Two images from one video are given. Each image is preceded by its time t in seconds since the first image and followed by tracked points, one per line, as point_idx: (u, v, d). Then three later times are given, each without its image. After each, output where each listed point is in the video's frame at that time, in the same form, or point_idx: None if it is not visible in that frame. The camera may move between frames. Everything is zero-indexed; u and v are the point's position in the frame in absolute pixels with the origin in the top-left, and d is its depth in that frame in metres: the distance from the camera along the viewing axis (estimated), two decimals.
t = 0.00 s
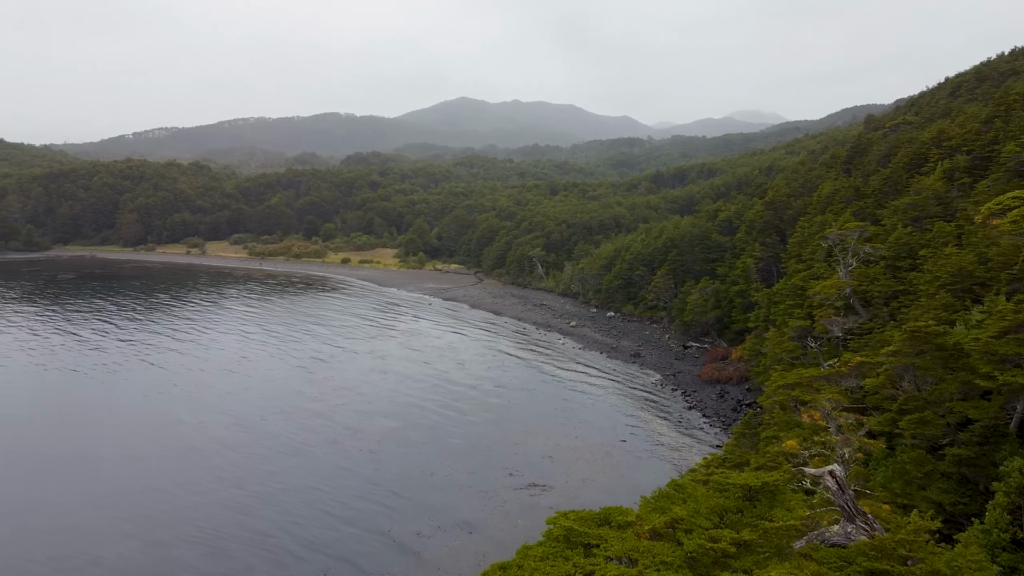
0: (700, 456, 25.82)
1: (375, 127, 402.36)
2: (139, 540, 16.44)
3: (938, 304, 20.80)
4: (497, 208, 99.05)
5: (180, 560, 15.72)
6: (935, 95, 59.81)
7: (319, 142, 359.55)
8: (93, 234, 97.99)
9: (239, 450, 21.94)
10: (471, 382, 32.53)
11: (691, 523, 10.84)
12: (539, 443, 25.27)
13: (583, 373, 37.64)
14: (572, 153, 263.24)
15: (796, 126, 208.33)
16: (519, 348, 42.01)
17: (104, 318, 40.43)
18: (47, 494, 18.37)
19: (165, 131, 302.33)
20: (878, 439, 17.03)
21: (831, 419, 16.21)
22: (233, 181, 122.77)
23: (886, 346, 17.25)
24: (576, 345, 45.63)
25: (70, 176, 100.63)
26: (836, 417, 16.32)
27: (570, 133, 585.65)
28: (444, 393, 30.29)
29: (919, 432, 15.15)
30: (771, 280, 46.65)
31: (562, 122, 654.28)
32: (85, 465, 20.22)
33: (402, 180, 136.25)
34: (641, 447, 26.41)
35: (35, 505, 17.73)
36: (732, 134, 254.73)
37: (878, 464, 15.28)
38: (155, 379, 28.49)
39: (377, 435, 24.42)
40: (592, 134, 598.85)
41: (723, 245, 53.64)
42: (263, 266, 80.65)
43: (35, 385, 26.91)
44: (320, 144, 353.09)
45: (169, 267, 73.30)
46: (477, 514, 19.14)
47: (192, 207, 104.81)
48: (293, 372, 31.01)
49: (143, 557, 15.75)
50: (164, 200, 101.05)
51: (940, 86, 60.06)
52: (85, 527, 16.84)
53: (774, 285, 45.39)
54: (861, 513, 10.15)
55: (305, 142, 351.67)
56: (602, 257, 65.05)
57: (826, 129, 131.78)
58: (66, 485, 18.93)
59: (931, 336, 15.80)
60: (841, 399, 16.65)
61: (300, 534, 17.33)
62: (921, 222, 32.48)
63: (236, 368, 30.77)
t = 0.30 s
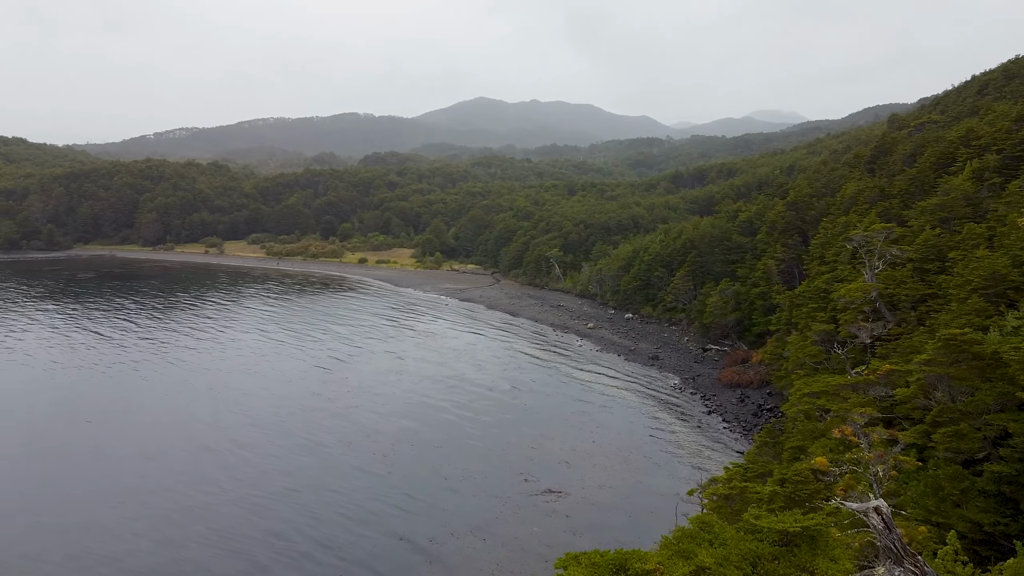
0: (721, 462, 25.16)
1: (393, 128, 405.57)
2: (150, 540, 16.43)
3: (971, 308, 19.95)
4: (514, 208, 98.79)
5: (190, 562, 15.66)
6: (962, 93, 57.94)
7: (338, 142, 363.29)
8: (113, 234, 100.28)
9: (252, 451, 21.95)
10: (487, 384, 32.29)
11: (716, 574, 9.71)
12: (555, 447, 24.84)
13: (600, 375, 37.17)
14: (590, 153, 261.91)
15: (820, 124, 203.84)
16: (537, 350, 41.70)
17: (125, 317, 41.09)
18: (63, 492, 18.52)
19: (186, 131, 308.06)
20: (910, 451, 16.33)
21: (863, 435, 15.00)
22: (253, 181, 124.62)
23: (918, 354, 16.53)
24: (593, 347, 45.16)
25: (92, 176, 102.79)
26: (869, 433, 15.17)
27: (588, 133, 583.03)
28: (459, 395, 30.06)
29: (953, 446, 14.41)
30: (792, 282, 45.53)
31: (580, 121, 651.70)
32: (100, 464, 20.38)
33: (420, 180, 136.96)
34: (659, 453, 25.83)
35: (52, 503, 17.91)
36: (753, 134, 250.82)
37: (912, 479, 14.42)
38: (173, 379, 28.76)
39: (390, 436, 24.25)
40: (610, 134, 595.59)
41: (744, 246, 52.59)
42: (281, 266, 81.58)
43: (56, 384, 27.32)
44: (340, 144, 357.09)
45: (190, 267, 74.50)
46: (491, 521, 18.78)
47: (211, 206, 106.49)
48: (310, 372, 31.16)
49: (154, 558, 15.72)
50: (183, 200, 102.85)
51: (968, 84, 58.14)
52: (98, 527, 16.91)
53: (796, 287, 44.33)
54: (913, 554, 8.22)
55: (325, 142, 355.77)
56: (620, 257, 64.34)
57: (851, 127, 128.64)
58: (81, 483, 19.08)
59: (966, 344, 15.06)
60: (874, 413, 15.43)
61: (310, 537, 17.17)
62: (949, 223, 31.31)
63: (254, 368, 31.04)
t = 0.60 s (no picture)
0: (739, 469, 24.54)
1: (410, 128, 407.82)
2: (162, 540, 16.45)
3: (1004, 314, 19.10)
4: (530, 208, 98.40)
5: (201, 563, 15.64)
6: (987, 91, 56.14)
7: (356, 142, 366.23)
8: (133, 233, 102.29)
9: (263, 452, 21.90)
10: (501, 386, 32.04)
11: None
12: (569, 452, 24.44)
13: (616, 378, 36.69)
14: (607, 153, 260.45)
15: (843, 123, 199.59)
16: (551, 352, 41.35)
17: (142, 317, 41.60)
18: (77, 492, 18.66)
19: (205, 132, 313.28)
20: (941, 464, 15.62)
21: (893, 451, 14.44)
22: (271, 181, 126.11)
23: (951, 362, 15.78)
24: (608, 349, 44.63)
25: (110, 176, 104.52)
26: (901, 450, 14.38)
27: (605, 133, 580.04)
28: (472, 398, 29.77)
29: (989, 460, 13.71)
30: (813, 284, 44.51)
31: (596, 121, 648.51)
32: (114, 463, 20.52)
33: (435, 180, 137.43)
34: (676, 459, 25.26)
35: (65, 503, 18.01)
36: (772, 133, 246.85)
37: (943, 494, 13.74)
38: (187, 379, 28.92)
39: (403, 439, 24.05)
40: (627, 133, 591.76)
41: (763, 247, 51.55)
42: (298, 266, 82.33)
43: (74, 384, 27.67)
44: (357, 145, 360.45)
45: (208, 267, 75.51)
46: (503, 527, 18.40)
47: (228, 206, 107.88)
48: (324, 373, 31.24)
49: (165, 559, 15.71)
50: (200, 200, 104.31)
51: (992, 83, 56.36)
52: (111, 526, 16.98)
53: (816, 289, 43.26)
54: None
55: (342, 142, 358.96)
56: (636, 259, 63.61)
57: (875, 126, 125.54)
58: (94, 483, 19.21)
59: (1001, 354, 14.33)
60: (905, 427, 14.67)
61: (320, 541, 17.00)
62: (976, 224, 30.22)
63: (268, 368, 31.21)
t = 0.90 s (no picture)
0: (759, 476, 23.90)
1: (427, 129, 410.05)
2: (173, 541, 16.43)
3: None
4: (547, 208, 97.94)
5: (210, 565, 15.56)
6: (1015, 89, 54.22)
7: (373, 143, 369.22)
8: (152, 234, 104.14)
9: (276, 452, 21.89)
10: (516, 389, 31.75)
11: None
12: (585, 458, 24.00)
13: (632, 381, 36.15)
14: (625, 153, 258.72)
15: (866, 121, 195.35)
16: (568, 354, 40.91)
17: (160, 317, 42.17)
18: (95, 489, 18.91)
19: (226, 134, 318.87)
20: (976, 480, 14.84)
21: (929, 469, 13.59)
22: (290, 181, 127.70)
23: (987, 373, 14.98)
24: (625, 352, 44.05)
25: (130, 177, 106.56)
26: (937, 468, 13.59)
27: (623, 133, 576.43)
28: (485, 400, 29.50)
29: None
30: (836, 286, 43.37)
31: (614, 122, 644.86)
32: (128, 463, 20.64)
33: (452, 180, 137.89)
34: (694, 466, 24.65)
35: (78, 503, 18.12)
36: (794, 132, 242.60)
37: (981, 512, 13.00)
38: (202, 380, 29.12)
39: (415, 441, 23.85)
40: (645, 134, 587.18)
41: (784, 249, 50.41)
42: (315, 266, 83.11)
43: (91, 384, 28.06)
44: (376, 146, 363.97)
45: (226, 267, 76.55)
46: (517, 535, 18.00)
47: (246, 207, 109.33)
48: (338, 374, 31.31)
49: (175, 561, 15.66)
50: (218, 200, 105.90)
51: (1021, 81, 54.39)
52: (123, 527, 17.01)
53: (839, 292, 42.18)
54: None
55: (360, 142, 362.19)
56: (654, 260, 62.82)
57: (899, 125, 122.53)
58: (108, 483, 19.32)
59: None
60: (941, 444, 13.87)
61: (332, 541, 16.97)
62: (1008, 224, 29.04)
63: (284, 369, 31.39)
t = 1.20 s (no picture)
0: (779, 484, 23.32)
1: (443, 129, 411.75)
2: (185, 542, 16.46)
3: None
4: (563, 209, 97.34)
5: (221, 567, 15.56)
6: None
7: (390, 143, 371.42)
8: (171, 234, 105.77)
9: (288, 453, 21.90)
10: (530, 392, 31.44)
11: None
12: (599, 464, 23.60)
13: (648, 385, 35.58)
14: (642, 153, 256.91)
15: (889, 120, 191.20)
16: (583, 356, 40.45)
17: (178, 317, 42.77)
18: (114, 487, 19.18)
19: (243, 134, 323.56)
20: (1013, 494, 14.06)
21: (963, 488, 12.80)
22: (307, 181, 129.02)
23: None
24: (641, 354, 43.45)
25: (148, 177, 108.32)
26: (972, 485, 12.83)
27: (640, 133, 572.70)
28: (499, 403, 29.24)
29: None
30: (857, 289, 42.25)
31: (631, 122, 640.77)
32: (142, 463, 20.80)
33: (468, 181, 138.22)
34: (712, 473, 24.09)
35: (93, 502, 18.26)
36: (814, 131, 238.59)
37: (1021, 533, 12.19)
38: (218, 380, 29.37)
39: (427, 443, 23.70)
40: (662, 134, 582.49)
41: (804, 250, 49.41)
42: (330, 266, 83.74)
43: (109, 384, 28.44)
44: (392, 146, 366.73)
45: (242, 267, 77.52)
46: (529, 543, 17.65)
47: (262, 207, 110.58)
48: (352, 376, 31.33)
49: (187, 562, 15.68)
50: (235, 200, 107.30)
51: None
52: (135, 527, 17.08)
53: (860, 294, 41.15)
54: None
55: (377, 143, 364.87)
56: (671, 261, 62.04)
57: (923, 124, 119.53)
58: (122, 483, 19.46)
59: None
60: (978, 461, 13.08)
61: (346, 542, 16.99)
62: None
63: (297, 370, 31.52)
